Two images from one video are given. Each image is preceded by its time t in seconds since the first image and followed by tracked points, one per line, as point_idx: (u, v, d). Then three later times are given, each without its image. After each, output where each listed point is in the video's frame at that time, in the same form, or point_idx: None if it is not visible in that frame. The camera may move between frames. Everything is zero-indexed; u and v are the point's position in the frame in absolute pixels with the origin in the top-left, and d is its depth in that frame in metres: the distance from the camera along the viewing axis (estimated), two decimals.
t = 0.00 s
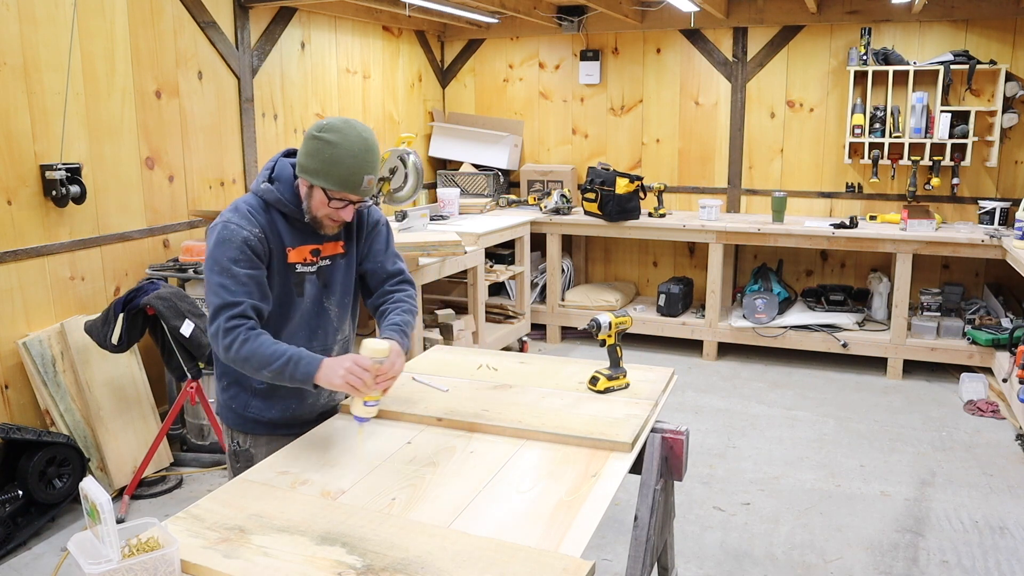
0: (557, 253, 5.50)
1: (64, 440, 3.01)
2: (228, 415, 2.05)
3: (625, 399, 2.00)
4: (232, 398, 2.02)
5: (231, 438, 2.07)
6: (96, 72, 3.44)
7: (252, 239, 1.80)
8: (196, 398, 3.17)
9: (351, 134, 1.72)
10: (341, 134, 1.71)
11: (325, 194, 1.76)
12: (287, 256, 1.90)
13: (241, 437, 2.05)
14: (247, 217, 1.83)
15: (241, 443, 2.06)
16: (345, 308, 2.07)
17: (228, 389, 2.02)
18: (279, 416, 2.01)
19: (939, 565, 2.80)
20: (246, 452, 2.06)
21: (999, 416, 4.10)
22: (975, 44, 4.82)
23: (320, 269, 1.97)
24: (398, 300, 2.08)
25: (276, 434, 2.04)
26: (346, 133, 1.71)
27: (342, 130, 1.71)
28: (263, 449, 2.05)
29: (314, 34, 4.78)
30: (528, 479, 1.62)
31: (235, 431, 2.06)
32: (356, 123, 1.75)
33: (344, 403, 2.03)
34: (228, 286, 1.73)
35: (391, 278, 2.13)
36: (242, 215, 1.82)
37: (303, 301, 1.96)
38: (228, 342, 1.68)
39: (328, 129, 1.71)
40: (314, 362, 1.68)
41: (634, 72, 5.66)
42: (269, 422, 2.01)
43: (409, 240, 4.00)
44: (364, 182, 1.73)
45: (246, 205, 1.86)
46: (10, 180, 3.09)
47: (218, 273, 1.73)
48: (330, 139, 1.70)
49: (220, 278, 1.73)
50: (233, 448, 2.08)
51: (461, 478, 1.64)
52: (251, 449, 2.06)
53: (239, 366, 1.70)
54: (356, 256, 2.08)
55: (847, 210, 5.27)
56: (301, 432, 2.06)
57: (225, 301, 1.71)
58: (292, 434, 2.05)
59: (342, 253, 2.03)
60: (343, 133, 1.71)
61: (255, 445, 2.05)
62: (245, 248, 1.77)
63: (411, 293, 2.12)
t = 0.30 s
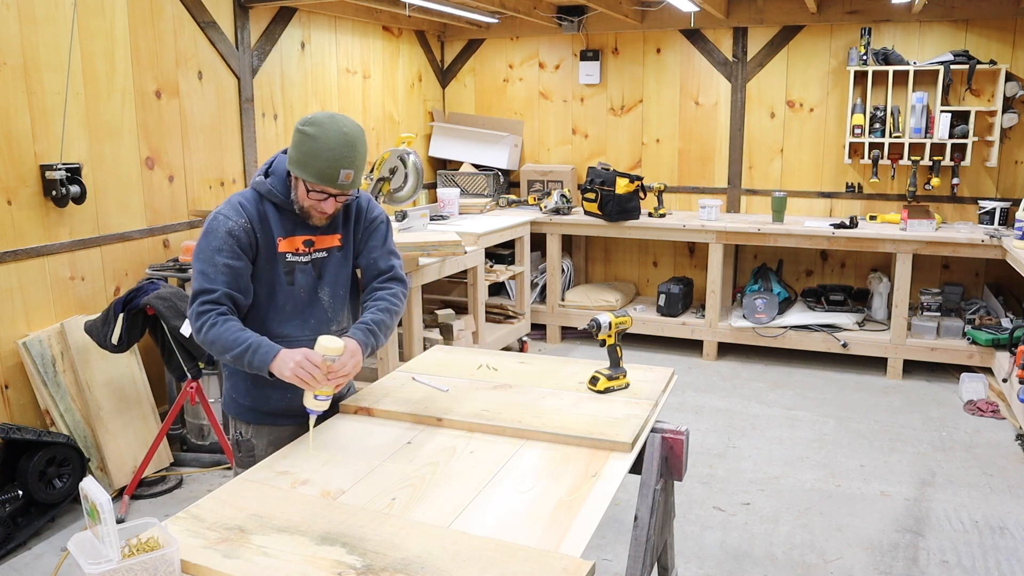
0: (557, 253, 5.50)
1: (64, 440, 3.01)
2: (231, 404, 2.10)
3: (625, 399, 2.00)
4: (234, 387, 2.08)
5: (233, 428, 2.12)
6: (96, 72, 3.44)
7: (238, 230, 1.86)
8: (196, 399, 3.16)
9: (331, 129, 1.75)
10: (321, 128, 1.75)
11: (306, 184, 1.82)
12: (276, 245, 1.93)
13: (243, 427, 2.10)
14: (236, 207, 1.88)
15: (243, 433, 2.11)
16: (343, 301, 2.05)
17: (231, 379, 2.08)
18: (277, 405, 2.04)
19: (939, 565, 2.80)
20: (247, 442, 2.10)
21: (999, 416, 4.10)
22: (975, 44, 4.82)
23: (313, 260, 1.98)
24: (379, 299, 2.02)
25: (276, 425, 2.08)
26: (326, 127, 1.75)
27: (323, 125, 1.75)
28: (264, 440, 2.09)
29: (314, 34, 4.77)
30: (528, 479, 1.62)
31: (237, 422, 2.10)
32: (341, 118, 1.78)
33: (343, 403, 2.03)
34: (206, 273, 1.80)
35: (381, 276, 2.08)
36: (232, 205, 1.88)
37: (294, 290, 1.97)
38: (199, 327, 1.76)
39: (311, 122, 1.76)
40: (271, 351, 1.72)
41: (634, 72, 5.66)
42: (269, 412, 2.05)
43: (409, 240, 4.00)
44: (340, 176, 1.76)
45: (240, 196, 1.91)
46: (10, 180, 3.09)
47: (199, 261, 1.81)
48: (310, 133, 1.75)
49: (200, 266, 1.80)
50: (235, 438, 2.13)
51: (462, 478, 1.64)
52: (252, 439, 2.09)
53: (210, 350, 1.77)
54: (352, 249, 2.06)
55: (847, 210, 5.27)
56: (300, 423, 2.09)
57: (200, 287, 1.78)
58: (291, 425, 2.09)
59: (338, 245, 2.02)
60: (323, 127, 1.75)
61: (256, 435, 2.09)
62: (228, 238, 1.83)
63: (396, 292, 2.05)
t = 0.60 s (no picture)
0: (557, 253, 5.50)
1: (64, 440, 3.01)
2: (234, 401, 2.12)
3: (625, 399, 2.00)
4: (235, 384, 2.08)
5: (238, 425, 2.14)
6: (96, 73, 3.44)
7: (238, 228, 1.85)
8: (196, 399, 3.15)
9: (328, 122, 1.76)
10: (318, 121, 1.76)
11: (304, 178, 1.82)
12: (277, 240, 1.93)
13: (246, 423, 2.12)
14: (236, 205, 1.88)
15: (247, 430, 2.13)
16: (343, 294, 2.06)
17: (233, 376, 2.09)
18: (278, 401, 2.05)
19: (939, 565, 2.80)
20: (251, 439, 2.12)
21: (999, 416, 4.10)
22: (975, 44, 4.82)
23: (314, 254, 1.98)
24: (382, 292, 2.04)
25: (279, 420, 2.09)
26: (323, 121, 1.76)
27: (320, 118, 1.76)
28: (267, 435, 2.11)
29: (314, 34, 4.77)
30: (528, 479, 1.62)
31: (241, 418, 2.12)
32: (338, 112, 1.79)
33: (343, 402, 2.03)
34: (207, 273, 1.80)
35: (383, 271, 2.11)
36: (231, 203, 1.88)
37: (295, 284, 1.97)
38: (203, 326, 1.76)
39: (308, 116, 1.77)
40: (277, 347, 1.73)
41: (634, 72, 5.66)
42: (271, 407, 2.06)
43: (409, 240, 4.00)
44: (336, 168, 1.76)
45: (239, 194, 1.91)
46: (10, 180, 3.09)
47: (200, 261, 1.80)
48: (306, 126, 1.76)
49: (201, 266, 1.80)
50: (239, 434, 2.15)
51: (462, 479, 1.64)
52: (255, 436, 2.11)
53: (214, 348, 1.78)
54: (352, 245, 2.07)
55: (847, 210, 5.27)
56: (302, 418, 2.10)
57: (202, 286, 1.78)
58: (294, 419, 2.10)
59: (338, 240, 2.03)
60: (320, 121, 1.76)
61: (259, 431, 2.10)
62: (228, 236, 1.83)
63: (398, 288, 2.07)
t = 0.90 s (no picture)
0: (557, 253, 5.50)
1: (64, 440, 3.01)
2: (241, 404, 2.10)
3: (625, 399, 2.00)
4: (242, 387, 2.07)
5: (244, 427, 2.12)
6: (96, 73, 3.44)
7: (245, 234, 1.83)
8: (196, 399, 3.15)
9: (320, 124, 1.75)
10: (310, 123, 1.75)
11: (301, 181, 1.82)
12: (281, 243, 1.92)
13: (254, 426, 2.11)
14: (237, 210, 1.85)
15: (254, 432, 2.11)
16: (343, 290, 2.08)
17: (239, 378, 2.07)
18: (287, 402, 2.05)
19: (939, 565, 2.80)
20: (258, 441, 2.11)
21: (999, 416, 4.10)
22: (975, 44, 4.82)
23: (316, 252, 1.99)
24: (395, 283, 2.14)
25: (287, 420, 2.09)
26: (315, 123, 1.75)
27: (311, 121, 1.75)
28: (276, 437, 2.10)
29: (314, 34, 4.77)
30: (528, 479, 1.62)
31: (247, 420, 2.11)
32: (328, 112, 1.78)
33: (343, 403, 2.03)
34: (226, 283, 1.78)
35: (388, 263, 2.18)
36: (231, 210, 1.85)
37: (301, 283, 1.97)
38: (234, 338, 1.75)
39: (299, 120, 1.76)
40: (318, 350, 1.75)
41: (634, 72, 5.66)
42: (279, 408, 2.06)
43: (409, 240, 4.00)
44: (335, 168, 1.77)
45: (237, 200, 1.88)
46: (10, 180, 3.09)
47: (217, 272, 1.78)
48: (299, 130, 1.75)
49: (217, 276, 1.78)
50: (245, 436, 2.13)
51: (461, 479, 1.64)
52: (264, 438, 2.10)
53: (247, 357, 1.77)
54: (350, 242, 2.10)
55: (847, 210, 5.27)
56: (309, 417, 2.11)
57: (224, 298, 1.76)
58: (302, 418, 2.10)
59: (336, 238, 2.04)
60: (311, 123, 1.75)
61: (268, 433, 2.10)
62: (240, 243, 1.81)
63: (408, 277, 2.18)
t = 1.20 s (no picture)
0: (557, 253, 5.50)
1: (64, 440, 3.01)
2: (244, 410, 2.08)
3: (625, 399, 2.00)
4: (246, 392, 2.05)
5: (248, 431, 2.10)
6: (96, 73, 3.44)
7: (254, 232, 1.82)
8: (196, 399, 3.15)
9: (321, 118, 1.75)
10: (312, 118, 1.75)
11: (304, 177, 1.82)
12: (284, 241, 1.92)
13: (258, 430, 2.10)
14: (240, 210, 1.84)
15: (259, 436, 2.10)
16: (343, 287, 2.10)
17: (243, 384, 2.05)
18: (294, 402, 2.05)
19: (939, 565, 2.80)
20: (264, 444, 2.11)
21: (999, 416, 4.10)
22: (975, 44, 4.82)
23: (317, 250, 2.00)
24: (400, 270, 2.13)
25: (294, 421, 2.09)
26: (316, 118, 1.75)
27: (312, 115, 1.75)
28: (282, 438, 2.10)
29: (314, 34, 4.77)
30: (528, 479, 1.62)
31: (252, 425, 2.09)
32: (327, 107, 1.78)
33: (344, 402, 2.03)
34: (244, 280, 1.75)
35: (389, 252, 2.17)
36: (235, 210, 1.84)
37: (306, 281, 1.97)
38: (261, 332, 1.71)
39: (299, 115, 1.76)
40: (349, 333, 1.71)
41: (634, 72, 5.66)
42: (285, 409, 2.06)
43: (409, 240, 4.00)
44: (339, 162, 1.78)
45: (237, 200, 1.87)
46: (10, 180, 3.09)
47: (234, 270, 1.76)
48: (301, 125, 1.75)
49: (233, 275, 1.75)
50: (249, 441, 2.12)
51: (461, 479, 1.64)
52: (270, 441, 2.10)
53: (276, 352, 1.73)
54: (346, 237, 2.10)
55: (847, 210, 5.27)
56: (314, 414, 2.11)
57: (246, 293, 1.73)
58: (308, 416, 2.11)
59: (334, 234, 2.05)
60: (313, 118, 1.75)
61: (274, 435, 2.09)
62: (250, 241, 1.80)
63: (411, 264, 2.16)
